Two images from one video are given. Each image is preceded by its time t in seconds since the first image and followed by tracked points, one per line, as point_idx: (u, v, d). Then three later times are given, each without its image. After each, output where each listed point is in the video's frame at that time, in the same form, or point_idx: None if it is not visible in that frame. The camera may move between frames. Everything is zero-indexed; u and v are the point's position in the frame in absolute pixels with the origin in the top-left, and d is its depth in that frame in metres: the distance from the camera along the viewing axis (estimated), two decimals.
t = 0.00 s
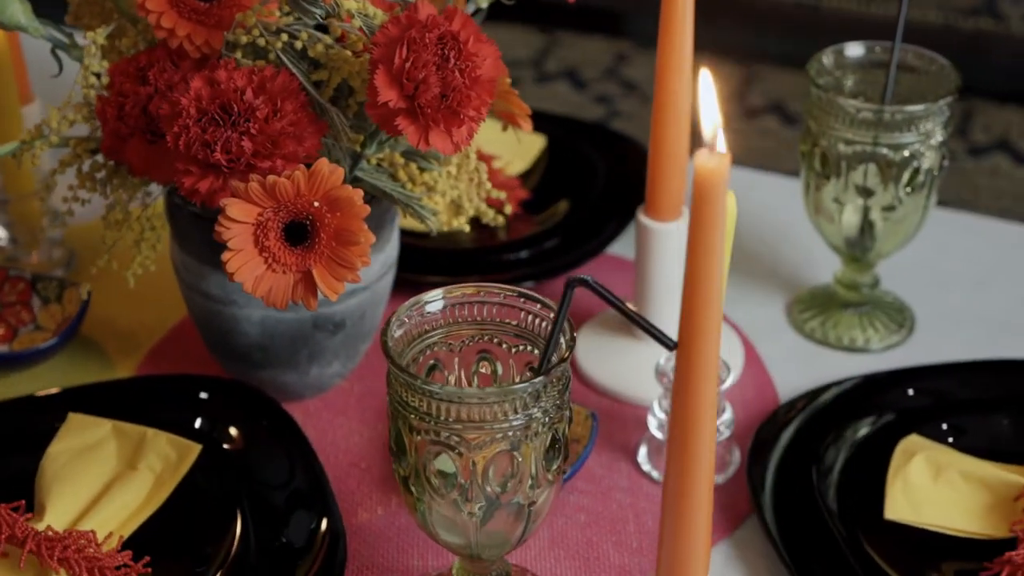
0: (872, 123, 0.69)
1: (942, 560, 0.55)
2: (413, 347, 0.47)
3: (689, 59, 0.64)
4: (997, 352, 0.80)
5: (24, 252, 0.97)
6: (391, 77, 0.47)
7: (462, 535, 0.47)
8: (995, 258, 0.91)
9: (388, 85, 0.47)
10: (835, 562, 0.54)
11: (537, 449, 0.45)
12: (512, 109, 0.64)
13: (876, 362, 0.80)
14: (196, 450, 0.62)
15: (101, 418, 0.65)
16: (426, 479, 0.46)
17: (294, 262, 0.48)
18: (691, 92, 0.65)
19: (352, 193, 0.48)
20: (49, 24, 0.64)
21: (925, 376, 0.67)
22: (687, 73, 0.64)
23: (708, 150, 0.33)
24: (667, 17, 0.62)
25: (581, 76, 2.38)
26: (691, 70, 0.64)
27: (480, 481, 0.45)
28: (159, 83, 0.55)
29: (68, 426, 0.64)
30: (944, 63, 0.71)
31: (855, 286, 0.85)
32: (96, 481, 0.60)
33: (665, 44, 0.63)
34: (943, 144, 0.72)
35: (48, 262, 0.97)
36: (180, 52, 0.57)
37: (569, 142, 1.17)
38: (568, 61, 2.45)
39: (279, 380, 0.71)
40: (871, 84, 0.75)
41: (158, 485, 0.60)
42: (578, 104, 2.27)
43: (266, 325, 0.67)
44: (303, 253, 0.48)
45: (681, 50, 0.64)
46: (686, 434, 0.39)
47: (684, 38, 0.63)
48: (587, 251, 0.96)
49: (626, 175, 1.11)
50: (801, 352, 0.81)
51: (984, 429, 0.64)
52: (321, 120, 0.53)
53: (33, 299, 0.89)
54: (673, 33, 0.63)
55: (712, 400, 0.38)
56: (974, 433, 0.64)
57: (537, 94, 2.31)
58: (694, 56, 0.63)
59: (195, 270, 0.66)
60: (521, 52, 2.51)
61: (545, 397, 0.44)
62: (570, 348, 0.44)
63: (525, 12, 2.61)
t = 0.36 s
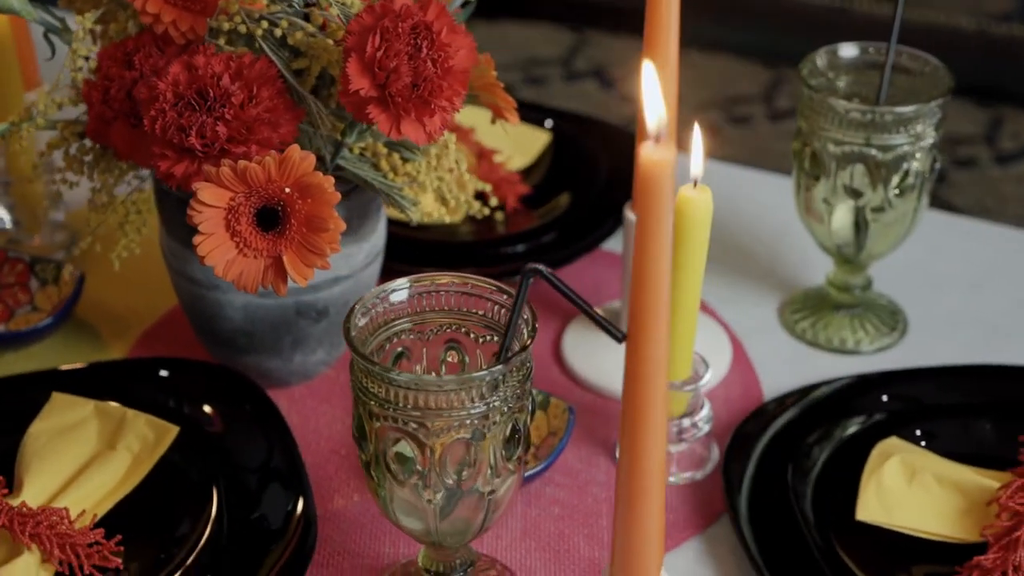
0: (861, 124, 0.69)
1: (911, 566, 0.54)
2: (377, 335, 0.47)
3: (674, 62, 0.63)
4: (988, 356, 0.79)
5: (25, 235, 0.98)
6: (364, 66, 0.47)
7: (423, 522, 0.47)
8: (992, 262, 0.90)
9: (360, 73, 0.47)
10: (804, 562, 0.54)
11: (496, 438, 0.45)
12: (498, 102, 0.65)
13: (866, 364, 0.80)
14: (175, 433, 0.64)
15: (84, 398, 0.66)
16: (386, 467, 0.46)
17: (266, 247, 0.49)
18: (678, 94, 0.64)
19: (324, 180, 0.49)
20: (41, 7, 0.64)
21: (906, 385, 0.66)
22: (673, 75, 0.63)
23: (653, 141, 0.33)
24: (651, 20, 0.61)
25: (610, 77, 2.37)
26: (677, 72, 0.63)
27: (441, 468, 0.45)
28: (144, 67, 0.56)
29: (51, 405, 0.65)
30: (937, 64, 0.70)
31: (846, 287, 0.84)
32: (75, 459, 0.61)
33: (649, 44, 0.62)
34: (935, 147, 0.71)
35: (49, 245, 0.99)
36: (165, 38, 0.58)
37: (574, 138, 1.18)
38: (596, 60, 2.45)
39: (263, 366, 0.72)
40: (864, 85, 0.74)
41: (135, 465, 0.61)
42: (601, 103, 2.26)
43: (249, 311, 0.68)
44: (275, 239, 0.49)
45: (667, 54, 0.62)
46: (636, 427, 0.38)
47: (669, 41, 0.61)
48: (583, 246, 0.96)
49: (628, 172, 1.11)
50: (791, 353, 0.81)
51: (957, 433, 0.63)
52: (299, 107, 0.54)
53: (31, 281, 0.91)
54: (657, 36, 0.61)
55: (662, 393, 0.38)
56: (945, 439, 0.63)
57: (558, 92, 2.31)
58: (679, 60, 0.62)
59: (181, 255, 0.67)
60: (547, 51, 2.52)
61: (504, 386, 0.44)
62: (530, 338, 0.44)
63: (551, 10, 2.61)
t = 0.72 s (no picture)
0: (853, 126, 0.68)
1: (882, 568, 0.54)
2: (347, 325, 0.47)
3: (663, 60, 0.63)
4: (982, 363, 0.78)
5: (33, 218, 0.99)
6: (341, 57, 0.48)
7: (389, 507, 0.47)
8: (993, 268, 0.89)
9: (337, 64, 0.48)
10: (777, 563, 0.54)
11: (461, 428, 0.46)
12: (487, 97, 0.66)
13: (858, 368, 0.79)
14: (159, 416, 0.65)
15: (72, 380, 0.67)
16: (350, 454, 0.46)
17: (241, 234, 0.49)
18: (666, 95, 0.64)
19: (300, 169, 0.49)
20: None
21: (887, 396, 0.65)
22: (661, 73, 0.63)
23: (601, 135, 0.33)
24: (640, 15, 0.62)
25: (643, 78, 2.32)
26: (665, 70, 0.63)
27: (406, 456, 0.46)
28: (134, 54, 0.56)
29: (40, 384, 0.66)
30: (932, 67, 0.69)
31: (841, 291, 0.83)
32: (59, 438, 0.62)
33: (638, 40, 0.63)
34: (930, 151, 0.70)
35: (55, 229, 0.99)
36: (156, 26, 0.59)
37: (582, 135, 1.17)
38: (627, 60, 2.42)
39: (253, 354, 0.72)
40: (861, 87, 0.73)
41: (118, 447, 0.62)
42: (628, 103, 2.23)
43: (237, 298, 0.68)
44: (251, 226, 0.49)
45: (656, 51, 0.63)
46: (588, 420, 0.39)
47: (658, 36, 0.62)
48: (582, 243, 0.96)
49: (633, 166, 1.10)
50: (783, 355, 0.80)
51: (937, 439, 0.63)
52: (281, 95, 0.54)
53: (34, 264, 0.92)
54: (647, 30, 0.62)
55: (615, 387, 0.38)
56: (922, 443, 0.63)
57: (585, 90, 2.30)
58: (667, 57, 0.63)
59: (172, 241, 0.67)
60: (578, 50, 2.50)
61: (469, 376, 0.44)
62: (495, 330, 0.44)
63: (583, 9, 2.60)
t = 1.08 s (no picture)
0: (862, 135, 0.66)
1: None
2: (331, 319, 0.48)
3: (666, 61, 0.63)
4: (988, 377, 0.77)
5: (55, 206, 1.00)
6: (333, 53, 0.48)
7: (369, 501, 0.47)
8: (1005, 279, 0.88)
9: (330, 61, 0.48)
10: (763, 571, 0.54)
11: (440, 422, 0.46)
12: (489, 96, 0.67)
13: (861, 378, 0.78)
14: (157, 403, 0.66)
15: (73, 364, 0.68)
16: (330, 446, 0.47)
17: (233, 226, 0.50)
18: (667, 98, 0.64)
19: (292, 163, 0.50)
20: None
21: (882, 408, 0.65)
22: (663, 75, 0.64)
23: (566, 136, 0.33)
24: (642, 20, 0.62)
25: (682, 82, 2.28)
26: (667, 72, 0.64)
27: (385, 449, 0.46)
28: (139, 46, 0.57)
29: (44, 368, 0.68)
30: (940, 76, 0.68)
31: (846, 300, 0.82)
32: (58, 422, 0.63)
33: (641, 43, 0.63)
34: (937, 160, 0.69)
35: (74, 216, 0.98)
36: (163, 20, 0.60)
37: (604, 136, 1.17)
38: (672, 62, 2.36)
39: (256, 345, 0.73)
40: (869, 96, 0.71)
41: (115, 432, 0.64)
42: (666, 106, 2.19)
43: (239, 290, 0.69)
44: (242, 218, 0.50)
45: (657, 54, 0.63)
46: (557, 419, 0.39)
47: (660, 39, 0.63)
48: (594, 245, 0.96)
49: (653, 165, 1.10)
50: (785, 363, 0.80)
51: (927, 449, 0.63)
52: (278, 90, 0.55)
53: (50, 252, 0.94)
54: (649, 34, 0.63)
55: (584, 387, 0.38)
56: (916, 456, 0.63)
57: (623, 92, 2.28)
58: (670, 59, 0.63)
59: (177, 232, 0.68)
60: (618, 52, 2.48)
61: (448, 372, 0.45)
62: (475, 327, 0.45)
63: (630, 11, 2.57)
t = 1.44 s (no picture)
0: (884, 147, 0.65)
1: None
2: (330, 313, 0.48)
3: (681, 63, 0.63)
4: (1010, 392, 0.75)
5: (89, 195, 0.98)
6: (342, 50, 0.49)
7: (362, 495, 0.48)
8: None
9: (337, 57, 0.48)
10: None
11: (432, 419, 0.46)
12: (506, 97, 0.67)
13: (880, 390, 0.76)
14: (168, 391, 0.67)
15: (90, 350, 0.69)
16: (323, 439, 0.47)
17: (239, 218, 0.51)
18: (682, 101, 0.64)
19: (297, 156, 0.50)
20: None
21: (889, 421, 0.64)
22: (679, 78, 0.63)
23: (548, 139, 0.33)
24: (658, 23, 0.62)
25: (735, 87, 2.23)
26: (683, 74, 0.63)
27: (378, 444, 0.46)
28: (159, 39, 0.58)
29: (62, 353, 0.69)
30: (963, 87, 0.67)
31: (865, 311, 0.80)
32: (71, 406, 0.65)
33: (658, 47, 0.63)
34: (957, 174, 0.67)
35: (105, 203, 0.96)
36: (185, 14, 0.60)
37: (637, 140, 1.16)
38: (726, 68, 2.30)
39: (271, 337, 0.74)
40: (892, 106, 0.70)
41: (126, 419, 0.65)
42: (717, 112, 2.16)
43: (254, 282, 0.70)
44: (248, 211, 0.51)
45: (674, 58, 0.63)
46: (540, 418, 0.39)
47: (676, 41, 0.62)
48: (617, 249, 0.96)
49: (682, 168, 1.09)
50: (800, 372, 0.78)
51: (933, 462, 0.62)
52: (290, 86, 0.56)
53: (80, 238, 0.95)
54: (665, 39, 0.62)
55: (567, 387, 0.38)
56: (925, 470, 0.62)
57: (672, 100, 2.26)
58: (685, 61, 0.63)
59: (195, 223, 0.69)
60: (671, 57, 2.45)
61: (441, 368, 0.45)
62: (469, 324, 0.45)
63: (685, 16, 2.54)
